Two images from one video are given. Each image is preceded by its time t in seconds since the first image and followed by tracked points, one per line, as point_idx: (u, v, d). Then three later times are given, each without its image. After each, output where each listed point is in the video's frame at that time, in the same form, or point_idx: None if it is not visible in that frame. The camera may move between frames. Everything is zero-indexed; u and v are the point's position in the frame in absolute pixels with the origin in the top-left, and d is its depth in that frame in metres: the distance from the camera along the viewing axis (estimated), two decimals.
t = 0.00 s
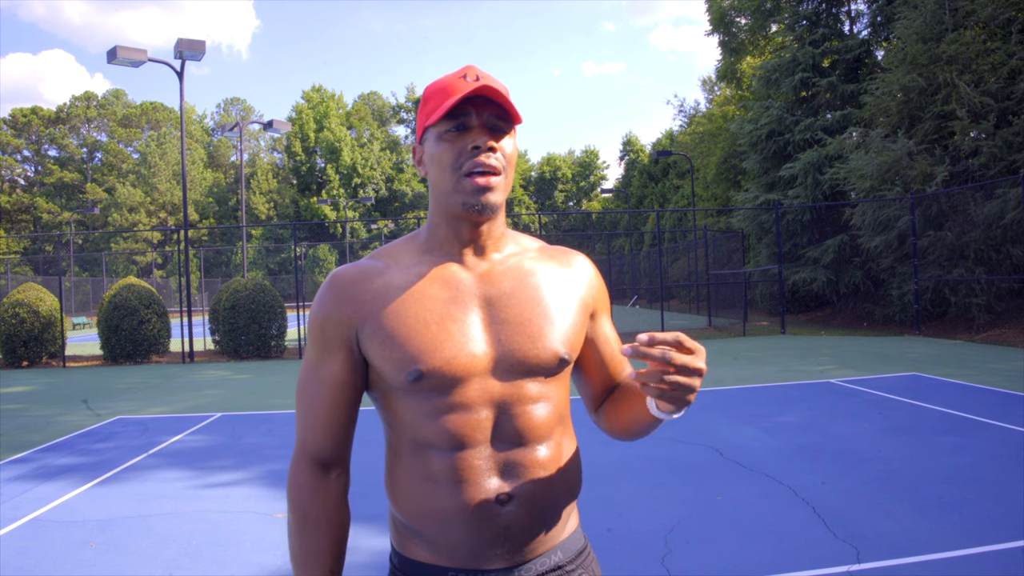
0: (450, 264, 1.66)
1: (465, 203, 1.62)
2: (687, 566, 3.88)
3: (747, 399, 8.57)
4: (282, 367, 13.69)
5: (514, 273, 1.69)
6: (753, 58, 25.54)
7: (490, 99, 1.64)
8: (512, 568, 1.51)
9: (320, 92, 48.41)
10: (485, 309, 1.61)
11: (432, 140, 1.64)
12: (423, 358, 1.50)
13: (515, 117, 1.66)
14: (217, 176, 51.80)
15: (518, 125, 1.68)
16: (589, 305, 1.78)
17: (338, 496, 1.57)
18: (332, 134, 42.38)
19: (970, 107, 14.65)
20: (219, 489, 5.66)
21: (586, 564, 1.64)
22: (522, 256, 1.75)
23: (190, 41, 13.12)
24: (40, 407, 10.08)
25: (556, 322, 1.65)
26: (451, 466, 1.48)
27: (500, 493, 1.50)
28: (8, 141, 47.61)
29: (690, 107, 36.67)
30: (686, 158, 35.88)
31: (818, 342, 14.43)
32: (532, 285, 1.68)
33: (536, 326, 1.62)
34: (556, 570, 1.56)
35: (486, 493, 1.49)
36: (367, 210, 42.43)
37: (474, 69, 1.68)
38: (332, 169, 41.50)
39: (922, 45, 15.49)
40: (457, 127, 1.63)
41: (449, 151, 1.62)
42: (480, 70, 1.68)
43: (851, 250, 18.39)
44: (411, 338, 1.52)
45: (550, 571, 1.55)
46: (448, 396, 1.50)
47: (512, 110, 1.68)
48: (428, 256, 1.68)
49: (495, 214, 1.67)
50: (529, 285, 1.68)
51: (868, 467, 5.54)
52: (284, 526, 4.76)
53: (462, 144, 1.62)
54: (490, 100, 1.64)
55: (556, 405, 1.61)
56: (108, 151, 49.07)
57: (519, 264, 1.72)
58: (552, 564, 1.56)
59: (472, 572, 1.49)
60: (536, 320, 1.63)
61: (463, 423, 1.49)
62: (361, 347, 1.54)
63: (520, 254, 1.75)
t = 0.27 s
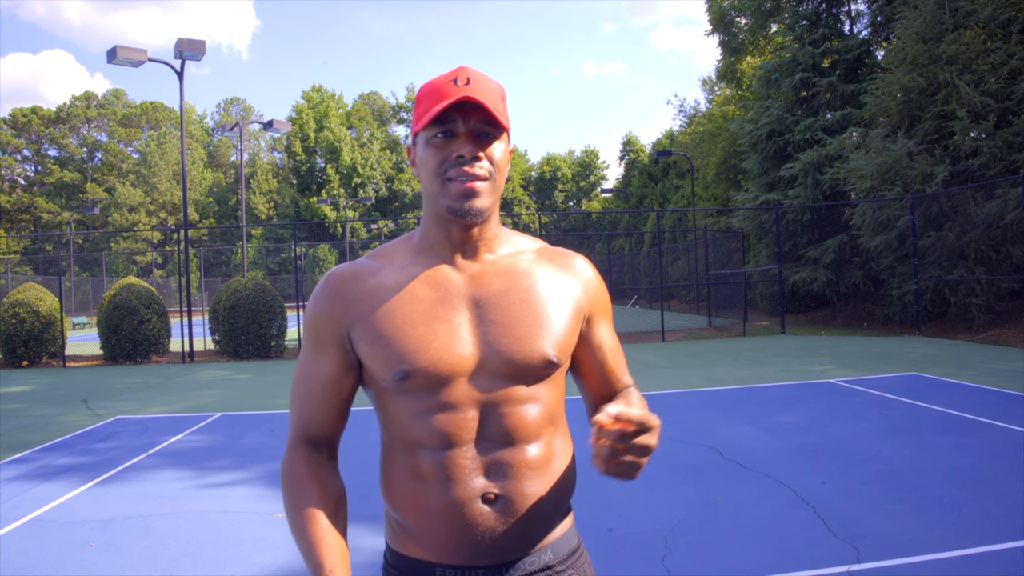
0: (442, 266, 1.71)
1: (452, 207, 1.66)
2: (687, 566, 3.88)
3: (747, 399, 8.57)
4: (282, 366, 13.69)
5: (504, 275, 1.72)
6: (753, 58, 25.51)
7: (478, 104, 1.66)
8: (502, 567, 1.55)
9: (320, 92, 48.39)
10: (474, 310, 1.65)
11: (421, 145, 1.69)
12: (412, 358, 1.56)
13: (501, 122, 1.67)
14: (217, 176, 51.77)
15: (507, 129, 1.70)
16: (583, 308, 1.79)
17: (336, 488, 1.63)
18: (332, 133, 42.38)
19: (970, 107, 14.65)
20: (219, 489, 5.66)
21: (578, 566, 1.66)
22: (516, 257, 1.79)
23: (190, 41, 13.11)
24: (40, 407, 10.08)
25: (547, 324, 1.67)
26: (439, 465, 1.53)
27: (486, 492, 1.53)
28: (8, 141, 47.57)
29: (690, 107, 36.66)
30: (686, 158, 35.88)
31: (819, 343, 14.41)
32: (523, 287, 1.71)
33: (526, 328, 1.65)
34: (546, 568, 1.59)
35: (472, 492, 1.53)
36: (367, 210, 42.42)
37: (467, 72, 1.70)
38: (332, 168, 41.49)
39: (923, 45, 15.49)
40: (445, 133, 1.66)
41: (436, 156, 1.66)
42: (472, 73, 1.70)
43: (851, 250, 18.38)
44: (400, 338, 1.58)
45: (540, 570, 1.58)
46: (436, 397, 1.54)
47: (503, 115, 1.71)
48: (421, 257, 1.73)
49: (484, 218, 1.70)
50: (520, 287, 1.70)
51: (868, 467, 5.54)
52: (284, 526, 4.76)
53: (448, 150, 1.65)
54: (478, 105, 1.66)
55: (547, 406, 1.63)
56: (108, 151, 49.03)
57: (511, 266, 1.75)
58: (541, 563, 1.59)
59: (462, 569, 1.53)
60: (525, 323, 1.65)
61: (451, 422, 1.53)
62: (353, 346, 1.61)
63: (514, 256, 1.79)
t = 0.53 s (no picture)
0: (437, 268, 1.73)
1: (446, 211, 1.67)
2: (687, 566, 3.88)
3: (747, 399, 8.57)
4: (282, 366, 13.68)
5: (500, 277, 1.73)
6: (754, 58, 25.51)
7: (475, 110, 1.65)
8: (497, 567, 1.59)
9: (320, 92, 48.38)
10: (468, 311, 1.67)
11: (419, 147, 1.69)
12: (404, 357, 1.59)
13: (494, 127, 1.65)
14: (216, 175, 51.78)
15: (503, 135, 1.69)
16: (579, 312, 1.78)
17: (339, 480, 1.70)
18: (332, 133, 42.37)
19: (970, 107, 14.65)
20: (219, 489, 5.66)
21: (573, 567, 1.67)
22: (513, 258, 1.79)
23: (190, 41, 13.11)
24: (40, 407, 10.07)
25: (542, 325, 1.67)
26: (432, 464, 1.57)
27: (478, 491, 1.57)
28: (8, 140, 47.56)
29: (690, 107, 36.65)
30: (686, 158, 35.89)
31: (819, 342, 14.41)
32: (517, 288, 1.70)
33: (520, 330, 1.65)
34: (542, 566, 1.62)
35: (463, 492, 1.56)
36: (367, 210, 42.42)
37: (467, 74, 1.70)
38: (331, 168, 41.49)
39: (923, 45, 15.49)
40: (442, 137, 1.66)
41: (432, 161, 1.67)
42: (472, 75, 1.69)
43: (851, 250, 18.38)
44: (395, 338, 1.61)
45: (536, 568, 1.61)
46: (429, 396, 1.58)
47: (500, 121, 1.70)
48: (418, 258, 1.76)
49: (478, 223, 1.71)
50: (514, 289, 1.71)
51: (868, 467, 5.54)
52: (284, 526, 4.76)
53: (444, 155, 1.65)
54: (474, 111, 1.65)
55: (541, 406, 1.65)
56: (108, 151, 49.00)
57: (506, 267, 1.76)
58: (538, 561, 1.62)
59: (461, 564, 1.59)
60: (519, 325, 1.65)
61: (445, 422, 1.57)
62: (351, 344, 1.67)
63: (510, 258, 1.79)
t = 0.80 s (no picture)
0: (436, 270, 1.73)
1: (445, 213, 1.67)
2: (687, 566, 3.88)
3: (747, 399, 8.57)
4: (282, 367, 13.68)
5: (498, 278, 1.73)
6: (753, 58, 25.51)
7: (475, 112, 1.64)
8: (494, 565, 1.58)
9: (320, 92, 48.39)
10: (466, 312, 1.67)
11: (419, 149, 1.69)
12: (402, 357, 1.59)
13: (495, 130, 1.65)
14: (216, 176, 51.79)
15: (503, 138, 1.68)
16: (578, 312, 1.78)
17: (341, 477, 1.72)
18: (332, 133, 42.38)
19: (970, 107, 14.65)
20: (219, 489, 5.66)
21: (571, 566, 1.67)
22: (513, 260, 1.79)
23: (190, 41, 13.12)
24: (40, 407, 10.08)
25: (540, 325, 1.67)
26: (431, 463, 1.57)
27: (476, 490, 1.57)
28: (8, 141, 47.59)
29: (690, 108, 36.68)
30: (686, 158, 35.90)
31: (819, 342, 14.41)
32: (516, 289, 1.70)
33: (518, 329, 1.65)
34: (540, 566, 1.62)
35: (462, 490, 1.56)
36: (367, 210, 42.43)
37: (468, 76, 1.70)
38: (331, 168, 41.50)
39: (922, 45, 15.49)
40: (442, 139, 1.66)
41: (432, 163, 1.66)
42: (473, 78, 1.69)
43: (851, 250, 18.38)
44: (394, 339, 1.62)
45: (535, 567, 1.61)
46: (428, 396, 1.59)
47: (501, 125, 1.70)
48: (418, 259, 1.76)
49: (477, 224, 1.71)
50: (513, 290, 1.71)
51: (868, 467, 5.54)
52: (284, 526, 4.76)
53: (444, 158, 1.65)
54: (474, 114, 1.65)
55: (540, 406, 1.65)
56: (108, 151, 49.01)
57: (504, 268, 1.76)
58: (536, 561, 1.62)
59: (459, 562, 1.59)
60: (517, 326, 1.65)
61: (443, 422, 1.57)
62: (351, 346, 1.67)
63: (509, 258, 1.79)
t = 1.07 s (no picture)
0: (440, 271, 1.73)
1: (449, 215, 1.68)
2: (687, 566, 3.88)
3: (747, 399, 8.58)
4: (282, 367, 13.69)
5: (501, 280, 1.73)
6: (753, 58, 25.52)
7: (480, 116, 1.65)
8: (497, 563, 1.59)
9: (320, 92, 48.41)
10: (469, 312, 1.67)
11: (425, 149, 1.69)
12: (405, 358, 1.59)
13: (502, 132, 1.66)
14: (216, 176, 51.79)
15: (508, 139, 1.69)
16: (579, 313, 1.78)
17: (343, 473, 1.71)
18: (332, 134, 42.38)
19: (970, 107, 14.66)
20: (219, 489, 5.67)
21: (572, 563, 1.67)
22: (515, 261, 1.79)
23: (190, 41, 13.12)
24: (40, 407, 10.08)
25: (543, 326, 1.67)
26: (435, 458, 1.57)
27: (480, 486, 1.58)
28: (8, 141, 47.58)
29: (690, 108, 36.70)
30: (686, 158, 35.90)
31: (819, 342, 14.42)
32: (518, 290, 1.71)
33: (522, 330, 1.65)
34: (543, 564, 1.62)
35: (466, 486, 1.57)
36: (367, 211, 42.43)
37: (474, 80, 1.70)
38: (331, 168, 41.50)
39: (922, 45, 15.49)
40: (449, 141, 1.66)
41: (439, 163, 1.67)
42: (480, 81, 1.69)
43: (851, 250, 18.38)
44: (399, 339, 1.62)
45: (537, 566, 1.61)
46: (433, 393, 1.59)
47: (508, 128, 1.70)
48: (420, 260, 1.76)
49: (481, 226, 1.71)
50: (515, 290, 1.71)
51: (868, 467, 5.54)
52: (284, 526, 4.76)
53: (450, 159, 1.66)
54: (479, 116, 1.65)
55: (543, 405, 1.65)
56: (108, 151, 48.99)
57: (507, 269, 1.76)
58: (539, 559, 1.62)
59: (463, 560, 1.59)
60: (520, 326, 1.66)
61: (448, 420, 1.57)
62: (354, 346, 1.67)
63: (511, 260, 1.79)
